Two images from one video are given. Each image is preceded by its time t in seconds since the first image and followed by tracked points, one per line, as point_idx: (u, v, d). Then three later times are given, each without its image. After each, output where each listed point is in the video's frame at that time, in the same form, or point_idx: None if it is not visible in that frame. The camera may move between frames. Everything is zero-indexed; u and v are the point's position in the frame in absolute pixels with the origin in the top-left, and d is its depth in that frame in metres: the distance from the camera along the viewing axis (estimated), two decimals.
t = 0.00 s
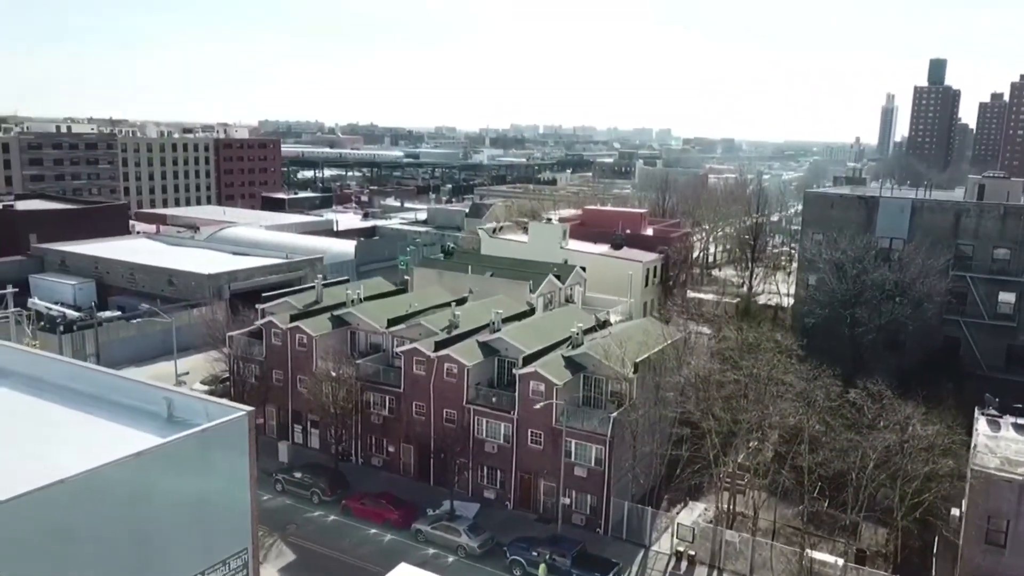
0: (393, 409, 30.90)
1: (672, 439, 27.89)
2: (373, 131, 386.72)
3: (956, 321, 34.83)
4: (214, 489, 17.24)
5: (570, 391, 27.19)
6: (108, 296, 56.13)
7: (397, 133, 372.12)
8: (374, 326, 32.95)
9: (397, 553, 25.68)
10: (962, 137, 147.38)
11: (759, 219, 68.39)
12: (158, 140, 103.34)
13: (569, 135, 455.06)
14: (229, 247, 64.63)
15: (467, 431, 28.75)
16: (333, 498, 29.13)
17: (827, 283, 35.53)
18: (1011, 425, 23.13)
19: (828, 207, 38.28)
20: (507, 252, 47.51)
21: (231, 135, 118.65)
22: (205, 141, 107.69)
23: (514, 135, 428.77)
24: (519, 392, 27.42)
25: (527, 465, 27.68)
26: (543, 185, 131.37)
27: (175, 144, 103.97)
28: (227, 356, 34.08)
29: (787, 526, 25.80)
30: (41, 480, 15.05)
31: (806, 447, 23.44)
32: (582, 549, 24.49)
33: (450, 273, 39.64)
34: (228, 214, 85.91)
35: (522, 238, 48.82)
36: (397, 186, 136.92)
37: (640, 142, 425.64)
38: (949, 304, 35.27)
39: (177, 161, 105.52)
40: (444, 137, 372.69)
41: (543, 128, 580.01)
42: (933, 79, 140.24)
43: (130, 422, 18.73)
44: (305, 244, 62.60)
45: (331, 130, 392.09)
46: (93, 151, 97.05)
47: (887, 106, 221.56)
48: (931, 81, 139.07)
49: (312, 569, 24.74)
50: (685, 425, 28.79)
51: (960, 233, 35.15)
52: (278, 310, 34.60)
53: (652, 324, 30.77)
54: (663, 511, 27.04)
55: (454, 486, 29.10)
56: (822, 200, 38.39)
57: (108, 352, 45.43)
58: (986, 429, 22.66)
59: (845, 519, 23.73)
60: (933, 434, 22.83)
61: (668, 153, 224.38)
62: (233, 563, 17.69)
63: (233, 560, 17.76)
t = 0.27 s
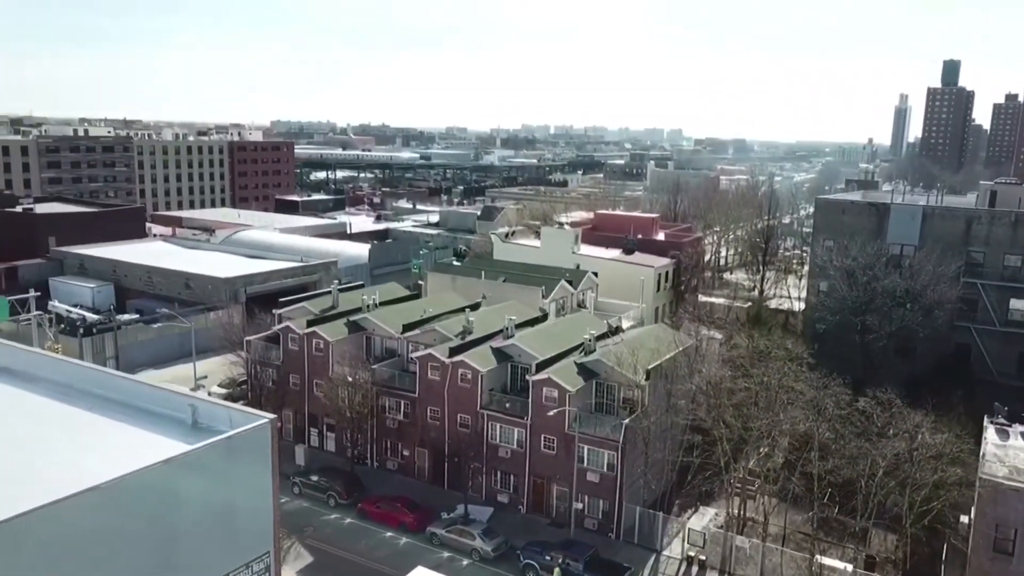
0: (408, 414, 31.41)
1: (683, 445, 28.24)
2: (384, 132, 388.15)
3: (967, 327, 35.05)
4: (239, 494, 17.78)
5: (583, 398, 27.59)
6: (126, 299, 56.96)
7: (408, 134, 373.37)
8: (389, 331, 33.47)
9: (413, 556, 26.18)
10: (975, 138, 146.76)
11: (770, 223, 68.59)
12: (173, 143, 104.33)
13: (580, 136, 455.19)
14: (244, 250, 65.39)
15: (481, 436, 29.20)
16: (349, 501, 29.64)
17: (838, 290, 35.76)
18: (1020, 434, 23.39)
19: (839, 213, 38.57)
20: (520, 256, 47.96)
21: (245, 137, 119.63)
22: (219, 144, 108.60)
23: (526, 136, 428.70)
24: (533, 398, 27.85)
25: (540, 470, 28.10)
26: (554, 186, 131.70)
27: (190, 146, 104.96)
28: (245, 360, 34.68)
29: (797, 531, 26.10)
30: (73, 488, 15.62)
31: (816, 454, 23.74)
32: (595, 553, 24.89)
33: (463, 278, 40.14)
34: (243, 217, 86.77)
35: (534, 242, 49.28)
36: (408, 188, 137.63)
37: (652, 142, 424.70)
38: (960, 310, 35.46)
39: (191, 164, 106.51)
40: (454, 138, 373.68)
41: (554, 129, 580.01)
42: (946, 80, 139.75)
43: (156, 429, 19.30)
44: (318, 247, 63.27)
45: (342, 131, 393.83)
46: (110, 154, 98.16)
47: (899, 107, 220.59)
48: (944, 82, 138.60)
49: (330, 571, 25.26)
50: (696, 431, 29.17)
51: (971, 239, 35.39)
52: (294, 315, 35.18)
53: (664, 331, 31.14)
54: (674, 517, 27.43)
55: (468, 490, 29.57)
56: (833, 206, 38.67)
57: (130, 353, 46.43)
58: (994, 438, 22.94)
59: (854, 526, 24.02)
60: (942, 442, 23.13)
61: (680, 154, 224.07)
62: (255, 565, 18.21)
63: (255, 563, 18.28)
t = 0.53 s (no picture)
0: (423, 418, 31.93)
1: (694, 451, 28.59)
2: (396, 133, 389.59)
3: (978, 335, 34.91)
4: (262, 500, 18.33)
5: (596, 404, 27.98)
6: (144, 302, 57.80)
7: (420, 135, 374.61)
8: (404, 336, 34.00)
9: (428, 559, 26.67)
10: (989, 140, 146.05)
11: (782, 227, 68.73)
12: (189, 146, 105.49)
13: (591, 137, 455.14)
14: (260, 253, 66.17)
15: (495, 441, 29.68)
16: (366, 504, 30.17)
17: (849, 297, 36.01)
18: None
19: (851, 220, 38.84)
20: (533, 260, 48.37)
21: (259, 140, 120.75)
22: (234, 147, 109.69)
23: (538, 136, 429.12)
24: (546, 404, 28.29)
25: (554, 475, 28.54)
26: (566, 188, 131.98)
27: (205, 149, 106.06)
28: (264, 365, 35.30)
29: (807, 537, 26.37)
30: (104, 495, 16.20)
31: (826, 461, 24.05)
32: (607, 558, 25.31)
33: (477, 283, 40.62)
34: (258, 220, 87.63)
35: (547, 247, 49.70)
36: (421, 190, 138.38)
37: (663, 143, 423.53)
38: (972, 317, 35.58)
39: (207, 166, 107.62)
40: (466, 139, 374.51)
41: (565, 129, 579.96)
42: (961, 82, 139.16)
43: (181, 435, 19.90)
44: (333, 251, 63.93)
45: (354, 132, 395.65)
46: (127, 157, 99.38)
47: (913, 108, 219.50)
48: (958, 84, 138.03)
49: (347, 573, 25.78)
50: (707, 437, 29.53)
51: (983, 246, 35.56)
52: (311, 320, 35.78)
53: (676, 337, 31.53)
54: (686, 522, 27.80)
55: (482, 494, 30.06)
56: (845, 213, 38.95)
57: (149, 356, 47.32)
58: (1004, 447, 23.19)
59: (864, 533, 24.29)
60: (951, 451, 23.42)
61: (692, 155, 223.60)
62: (278, 569, 18.72)
63: (278, 566, 18.81)
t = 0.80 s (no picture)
0: (438, 423, 32.44)
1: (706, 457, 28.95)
2: (408, 134, 391.60)
3: (991, 341, 35.06)
4: (285, 505, 18.84)
5: (609, 410, 28.39)
6: (162, 305, 58.67)
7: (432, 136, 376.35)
8: (419, 341, 34.53)
9: (443, 562, 27.13)
10: (1004, 142, 145.34)
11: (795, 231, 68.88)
12: (205, 148, 106.56)
13: (602, 138, 455.46)
14: (275, 256, 66.93)
15: (510, 446, 30.11)
16: (382, 508, 30.65)
17: (861, 304, 36.22)
18: None
19: (863, 227, 39.13)
20: (546, 265, 48.80)
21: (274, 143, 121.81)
22: (249, 150, 110.80)
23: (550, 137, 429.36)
24: (560, 409, 28.70)
25: (567, 480, 28.96)
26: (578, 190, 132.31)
27: (220, 152, 107.13)
28: (281, 369, 35.90)
29: (818, 543, 26.65)
30: (134, 502, 16.77)
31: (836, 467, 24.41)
32: (620, 563, 25.70)
33: (491, 289, 41.12)
34: (273, 222, 88.49)
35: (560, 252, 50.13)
36: (433, 192, 139.15)
37: (676, 144, 423.30)
38: (984, 323, 35.68)
39: (222, 169, 108.71)
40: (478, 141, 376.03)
41: (577, 130, 580.77)
42: (975, 83, 138.55)
43: (205, 441, 20.50)
44: (347, 254, 64.61)
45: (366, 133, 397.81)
46: (143, 160, 100.57)
47: (927, 109, 218.37)
48: (972, 85, 137.43)
49: None
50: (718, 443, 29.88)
51: (995, 253, 35.66)
52: (328, 325, 36.35)
53: (688, 344, 31.92)
54: (697, 527, 28.16)
55: (496, 498, 30.53)
56: (856, 220, 39.23)
57: (167, 359, 48.15)
58: (1014, 455, 23.43)
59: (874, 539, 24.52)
60: (959, 460, 23.73)
61: (703, 156, 223.23)
62: (300, 572, 19.21)
63: (300, 570, 19.29)
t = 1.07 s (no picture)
0: (451, 427, 32.92)
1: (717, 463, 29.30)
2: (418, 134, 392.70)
3: (1001, 348, 35.23)
4: (306, 511, 19.33)
5: (621, 416, 28.77)
6: (178, 308, 59.45)
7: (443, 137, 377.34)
8: (433, 346, 35.01)
9: (457, 565, 27.58)
10: (1018, 144, 144.61)
11: (806, 235, 69.00)
12: (218, 151, 107.55)
13: (613, 138, 455.26)
14: (289, 259, 67.63)
15: (523, 450, 30.55)
16: (397, 511, 31.14)
17: (871, 311, 36.38)
18: None
19: (873, 233, 39.26)
20: (557, 270, 49.21)
21: (286, 145, 122.78)
22: (262, 153, 111.74)
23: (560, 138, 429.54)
24: (572, 415, 29.10)
25: (579, 485, 29.35)
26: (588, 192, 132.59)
27: (234, 155, 108.09)
28: (298, 373, 36.47)
29: (827, 549, 26.95)
30: (160, 508, 17.31)
31: (846, 474, 24.73)
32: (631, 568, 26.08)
33: (503, 294, 41.56)
34: (286, 225, 89.27)
35: (571, 257, 50.55)
36: (444, 194, 139.87)
37: (687, 144, 422.64)
38: (995, 329, 35.82)
39: (235, 172, 109.68)
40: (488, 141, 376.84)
41: (588, 131, 580.32)
42: (988, 84, 137.92)
43: (228, 446, 21.05)
44: (360, 257, 65.20)
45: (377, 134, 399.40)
46: (158, 163, 101.62)
47: (940, 109, 217.19)
48: (986, 86, 136.80)
49: None
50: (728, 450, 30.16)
51: (1006, 260, 35.90)
52: (343, 330, 36.88)
53: (699, 350, 32.27)
54: (708, 532, 28.49)
55: (509, 502, 30.97)
56: (867, 226, 39.37)
57: (184, 362, 48.87)
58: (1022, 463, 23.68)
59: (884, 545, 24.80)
60: (968, 468, 24.01)
61: (714, 158, 222.95)
62: None
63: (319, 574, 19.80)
